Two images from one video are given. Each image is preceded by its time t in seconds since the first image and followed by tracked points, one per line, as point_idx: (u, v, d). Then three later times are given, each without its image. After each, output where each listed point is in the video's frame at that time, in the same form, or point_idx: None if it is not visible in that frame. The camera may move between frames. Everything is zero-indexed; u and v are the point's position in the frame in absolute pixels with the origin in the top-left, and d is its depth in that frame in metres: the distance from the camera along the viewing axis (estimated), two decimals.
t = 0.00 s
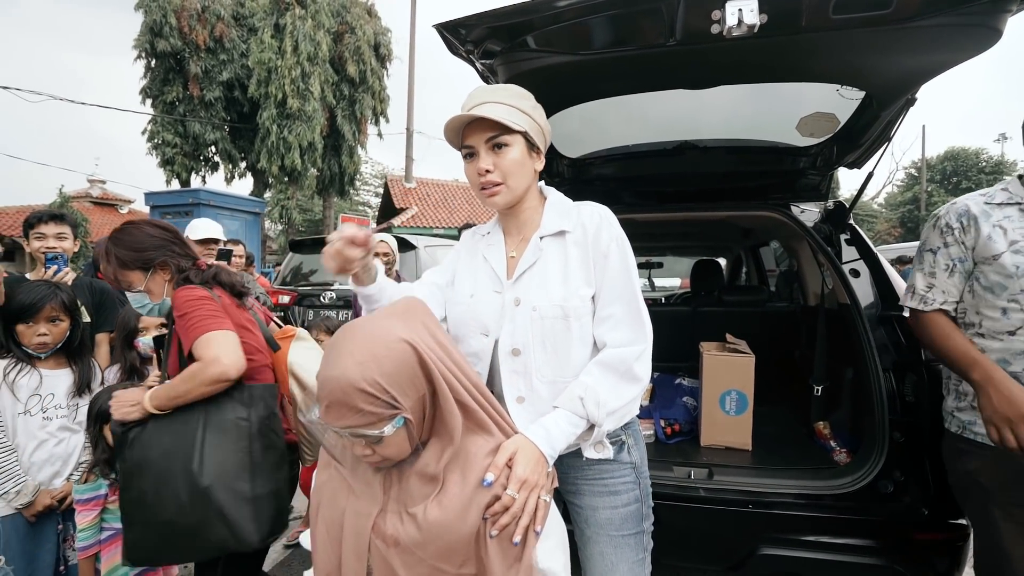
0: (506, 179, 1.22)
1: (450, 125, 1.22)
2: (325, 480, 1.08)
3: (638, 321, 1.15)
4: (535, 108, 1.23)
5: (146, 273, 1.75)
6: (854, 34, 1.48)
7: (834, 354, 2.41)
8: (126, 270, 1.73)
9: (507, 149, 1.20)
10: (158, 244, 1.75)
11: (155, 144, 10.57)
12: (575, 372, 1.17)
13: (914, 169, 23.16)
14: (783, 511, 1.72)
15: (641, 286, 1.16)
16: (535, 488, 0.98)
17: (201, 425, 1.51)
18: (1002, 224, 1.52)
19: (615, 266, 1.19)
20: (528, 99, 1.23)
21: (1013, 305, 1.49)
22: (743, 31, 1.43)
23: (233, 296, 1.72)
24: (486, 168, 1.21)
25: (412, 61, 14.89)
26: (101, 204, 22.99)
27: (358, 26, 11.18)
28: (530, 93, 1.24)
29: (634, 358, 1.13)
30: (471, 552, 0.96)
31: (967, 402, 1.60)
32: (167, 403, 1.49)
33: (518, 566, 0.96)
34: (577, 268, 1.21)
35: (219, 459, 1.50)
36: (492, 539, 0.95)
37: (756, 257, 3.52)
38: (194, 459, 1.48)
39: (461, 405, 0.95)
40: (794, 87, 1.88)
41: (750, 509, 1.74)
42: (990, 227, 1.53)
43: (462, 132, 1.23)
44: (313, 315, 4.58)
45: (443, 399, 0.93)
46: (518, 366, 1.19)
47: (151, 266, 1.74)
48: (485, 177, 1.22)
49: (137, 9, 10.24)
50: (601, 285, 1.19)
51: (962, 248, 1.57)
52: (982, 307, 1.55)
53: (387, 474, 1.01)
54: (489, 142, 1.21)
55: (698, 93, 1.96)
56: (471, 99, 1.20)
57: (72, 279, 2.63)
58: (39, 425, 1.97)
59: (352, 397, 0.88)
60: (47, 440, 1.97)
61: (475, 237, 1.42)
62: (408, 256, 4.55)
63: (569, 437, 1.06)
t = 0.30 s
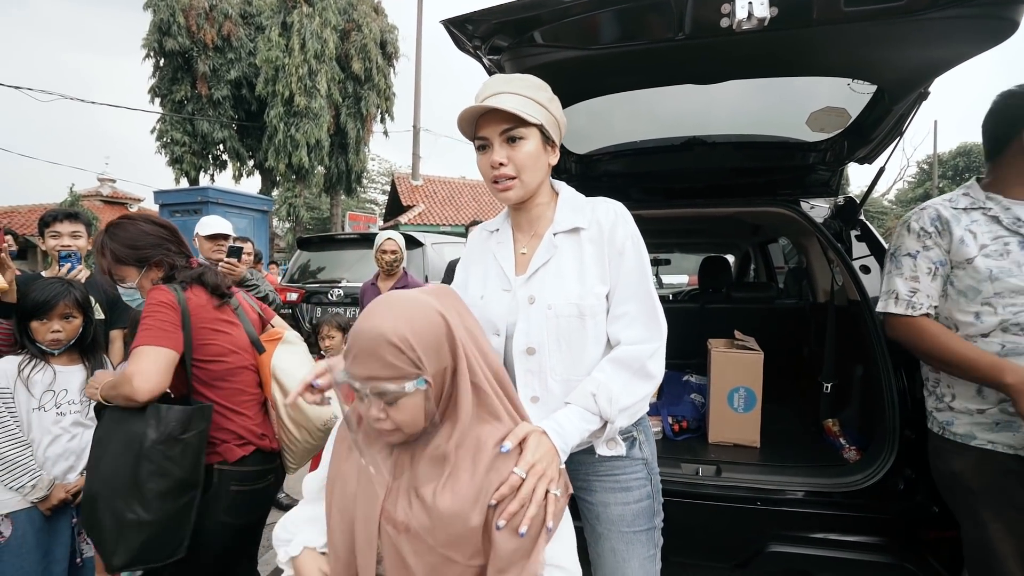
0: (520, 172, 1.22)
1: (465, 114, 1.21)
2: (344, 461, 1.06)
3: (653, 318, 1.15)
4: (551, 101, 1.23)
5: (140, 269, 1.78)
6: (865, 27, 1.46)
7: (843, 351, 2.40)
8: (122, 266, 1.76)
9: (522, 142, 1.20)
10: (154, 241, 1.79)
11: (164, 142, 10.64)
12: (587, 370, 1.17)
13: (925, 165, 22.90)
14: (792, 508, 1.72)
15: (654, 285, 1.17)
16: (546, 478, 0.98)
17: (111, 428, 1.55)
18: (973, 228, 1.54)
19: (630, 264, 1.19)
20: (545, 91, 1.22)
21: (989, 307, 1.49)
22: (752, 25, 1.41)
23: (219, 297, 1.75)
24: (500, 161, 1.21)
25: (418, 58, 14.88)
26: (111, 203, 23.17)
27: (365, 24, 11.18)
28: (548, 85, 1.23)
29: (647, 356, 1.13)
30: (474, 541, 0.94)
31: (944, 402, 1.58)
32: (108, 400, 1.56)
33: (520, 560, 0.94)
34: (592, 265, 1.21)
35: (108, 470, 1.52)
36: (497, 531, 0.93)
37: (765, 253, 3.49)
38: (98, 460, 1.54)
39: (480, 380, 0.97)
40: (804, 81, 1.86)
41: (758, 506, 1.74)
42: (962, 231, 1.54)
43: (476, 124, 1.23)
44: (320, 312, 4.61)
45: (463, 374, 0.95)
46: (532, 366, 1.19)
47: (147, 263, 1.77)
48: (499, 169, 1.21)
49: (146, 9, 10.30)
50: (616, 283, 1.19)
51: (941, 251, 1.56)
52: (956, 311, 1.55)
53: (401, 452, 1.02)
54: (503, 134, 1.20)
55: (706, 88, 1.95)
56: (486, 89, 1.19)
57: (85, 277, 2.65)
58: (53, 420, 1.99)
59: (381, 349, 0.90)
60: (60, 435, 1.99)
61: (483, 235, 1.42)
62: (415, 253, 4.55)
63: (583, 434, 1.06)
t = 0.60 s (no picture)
0: (526, 166, 1.21)
1: (472, 107, 1.21)
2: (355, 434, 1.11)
3: (661, 311, 1.13)
4: (559, 94, 1.22)
5: (79, 255, 1.54)
6: (874, 19, 1.44)
7: (848, 348, 2.39)
8: (61, 248, 1.52)
9: (529, 135, 1.20)
10: (106, 230, 1.56)
11: (167, 139, 10.65)
12: (592, 366, 1.16)
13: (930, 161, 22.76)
14: (796, 506, 1.71)
15: (660, 280, 1.15)
16: (545, 471, 0.98)
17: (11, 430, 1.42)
18: (956, 229, 1.56)
19: (636, 258, 1.17)
20: (551, 84, 1.21)
21: (980, 302, 1.50)
22: (759, 19, 1.39)
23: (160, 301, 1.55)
24: (505, 154, 1.20)
25: (421, 54, 14.84)
26: (115, 200, 23.23)
27: (367, 20, 11.13)
28: (556, 78, 1.22)
29: (655, 348, 1.11)
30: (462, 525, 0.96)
31: (950, 401, 1.57)
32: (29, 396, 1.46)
33: (503, 549, 0.95)
34: (595, 260, 1.20)
35: None
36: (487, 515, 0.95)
37: (769, 250, 3.47)
38: None
39: (494, 358, 1.02)
40: (811, 76, 1.84)
41: (763, 504, 1.73)
42: (945, 233, 1.57)
43: (482, 119, 1.23)
44: (324, 308, 4.62)
45: (475, 349, 1.01)
46: (534, 362, 1.19)
47: (88, 251, 1.54)
48: (505, 163, 1.21)
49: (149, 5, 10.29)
50: (620, 277, 1.18)
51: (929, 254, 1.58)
52: (951, 310, 1.55)
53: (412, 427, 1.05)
54: (511, 127, 1.20)
55: (711, 84, 1.94)
56: (494, 80, 1.18)
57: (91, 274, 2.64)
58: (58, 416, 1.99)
59: (412, 304, 1.03)
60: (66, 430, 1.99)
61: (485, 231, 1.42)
62: (418, 250, 4.55)
63: (589, 430, 1.05)
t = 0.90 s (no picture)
0: (526, 164, 1.21)
1: (472, 103, 1.20)
2: (360, 422, 1.09)
3: (659, 312, 1.11)
4: (561, 92, 1.22)
5: None
6: (874, 20, 1.44)
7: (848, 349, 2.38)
8: None
9: (530, 134, 1.19)
10: None
11: (167, 138, 10.64)
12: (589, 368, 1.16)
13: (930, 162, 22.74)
14: (795, 506, 1.71)
15: (660, 282, 1.14)
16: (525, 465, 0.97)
17: None
18: (948, 234, 1.58)
19: (635, 259, 1.16)
20: (552, 81, 1.20)
21: (972, 304, 1.50)
22: (759, 19, 1.39)
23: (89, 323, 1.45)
24: (505, 152, 1.20)
25: (420, 53, 14.79)
26: (114, 199, 23.20)
27: (368, 19, 11.05)
28: (558, 76, 1.21)
29: (654, 347, 1.08)
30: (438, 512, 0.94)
31: (941, 406, 1.57)
32: None
33: (470, 534, 0.93)
34: (592, 261, 1.20)
35: None
36: (465, 506, 0.94)
37: (769, 250, 3.47)
38: None
39: (497, 356, 1.05)
40: (810, 76, 1.84)
41: (761, 505, 1.73)
42: (936, 237, 1.58)
43: (482, 118, 1.23)
44: (323, 308, 4.61)
45: (482, 342, 1.04)
46: (530, 363, 1.19)
47: None
48: (505, 161, 1.21)
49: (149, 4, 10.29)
50: (618, 279, 1.17)
51: (920, 259, 1.60)
52: (944, 313, 1.55)
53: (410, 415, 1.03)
54: (511, 124, 1.19)
55: (711, 84, 1.93)
56: (495, 77, 1.18)
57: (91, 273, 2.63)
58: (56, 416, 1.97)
59: (425, 291, 1.07)
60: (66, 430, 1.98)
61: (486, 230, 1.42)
62: (418, 249, 4.54)
63: (585, 433, 1.05)
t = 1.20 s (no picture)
0: (530, 161, 1.20)
1: (474, 99, 1.20)
2: (358, 418, 1.11)
3: (655, 318, 1.12)
4: (562, 89, 1.21)
5: None
6: (876, 17, 1.43)
7: (849, 349, 2.37)
8: None
9: (532, 131, 1.19)
10: None
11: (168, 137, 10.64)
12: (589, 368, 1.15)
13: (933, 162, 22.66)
14: (795, 507, 1.70)
15: (657, 283, 1.13)
16: (520, 471, 0.96)
17: None
18: (919, 243, 1.63)
19: (632, 259, 1.16)
20: (553, 79, 1.19)
21: (941, 312, 1.55)
22: (760, 15, 1.38)
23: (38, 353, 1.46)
24: (509, 149, 1.19)
25: (421, 52, 14.76)
26: (115, 198, 23.21)
27: (369, 18, 11.00)
28: (560, 75, 1.21)
29: (648, 355, 1.09)
30: (435, 516, 0.95)
31: (914, 408, 1.62)
32: None
33: (469, 544, 0.93)
34: (592, 260, 1.19)
35: None
36: (460, 512, 0.95)
37: (770, 250, 3.46)
38: None
39: (493, 358, 1.03)
40: (812, 74, 1.83)
41: (761, 504, 1.72)
42: (907, 247, 1.64)
43: (484, 115, 1.23)
44: (324, 307, 4.60)
45: (476, 343, 1.03)
46: (530, 362, 1.18)
47: None
48: (508, 158, 1.20)
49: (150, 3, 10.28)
50: (616, 278, 1.17)
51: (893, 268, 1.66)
52: (917, 321, 1.60)
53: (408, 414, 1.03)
54: (513, 122, 1.19)
55: (712, 82, 1.92)
56: (496, 74, 1.17)
57: (93, 270, 2.62)
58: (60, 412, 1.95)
59: (420, 291, 1.06)
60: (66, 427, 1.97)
61: (487, 228, 1.40)
62: (419, 248, 4.53)
63: (578, 437, 1.03)
